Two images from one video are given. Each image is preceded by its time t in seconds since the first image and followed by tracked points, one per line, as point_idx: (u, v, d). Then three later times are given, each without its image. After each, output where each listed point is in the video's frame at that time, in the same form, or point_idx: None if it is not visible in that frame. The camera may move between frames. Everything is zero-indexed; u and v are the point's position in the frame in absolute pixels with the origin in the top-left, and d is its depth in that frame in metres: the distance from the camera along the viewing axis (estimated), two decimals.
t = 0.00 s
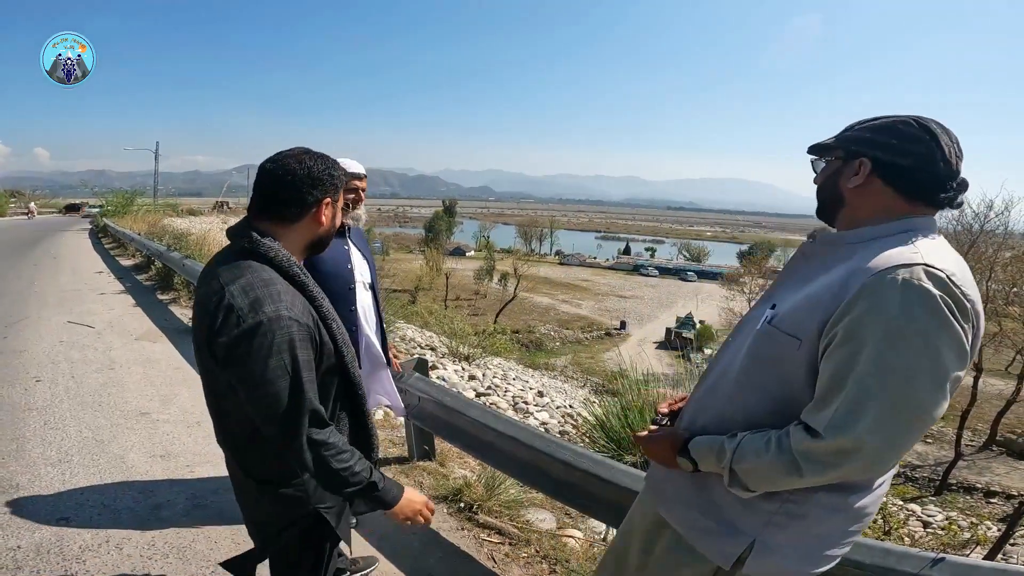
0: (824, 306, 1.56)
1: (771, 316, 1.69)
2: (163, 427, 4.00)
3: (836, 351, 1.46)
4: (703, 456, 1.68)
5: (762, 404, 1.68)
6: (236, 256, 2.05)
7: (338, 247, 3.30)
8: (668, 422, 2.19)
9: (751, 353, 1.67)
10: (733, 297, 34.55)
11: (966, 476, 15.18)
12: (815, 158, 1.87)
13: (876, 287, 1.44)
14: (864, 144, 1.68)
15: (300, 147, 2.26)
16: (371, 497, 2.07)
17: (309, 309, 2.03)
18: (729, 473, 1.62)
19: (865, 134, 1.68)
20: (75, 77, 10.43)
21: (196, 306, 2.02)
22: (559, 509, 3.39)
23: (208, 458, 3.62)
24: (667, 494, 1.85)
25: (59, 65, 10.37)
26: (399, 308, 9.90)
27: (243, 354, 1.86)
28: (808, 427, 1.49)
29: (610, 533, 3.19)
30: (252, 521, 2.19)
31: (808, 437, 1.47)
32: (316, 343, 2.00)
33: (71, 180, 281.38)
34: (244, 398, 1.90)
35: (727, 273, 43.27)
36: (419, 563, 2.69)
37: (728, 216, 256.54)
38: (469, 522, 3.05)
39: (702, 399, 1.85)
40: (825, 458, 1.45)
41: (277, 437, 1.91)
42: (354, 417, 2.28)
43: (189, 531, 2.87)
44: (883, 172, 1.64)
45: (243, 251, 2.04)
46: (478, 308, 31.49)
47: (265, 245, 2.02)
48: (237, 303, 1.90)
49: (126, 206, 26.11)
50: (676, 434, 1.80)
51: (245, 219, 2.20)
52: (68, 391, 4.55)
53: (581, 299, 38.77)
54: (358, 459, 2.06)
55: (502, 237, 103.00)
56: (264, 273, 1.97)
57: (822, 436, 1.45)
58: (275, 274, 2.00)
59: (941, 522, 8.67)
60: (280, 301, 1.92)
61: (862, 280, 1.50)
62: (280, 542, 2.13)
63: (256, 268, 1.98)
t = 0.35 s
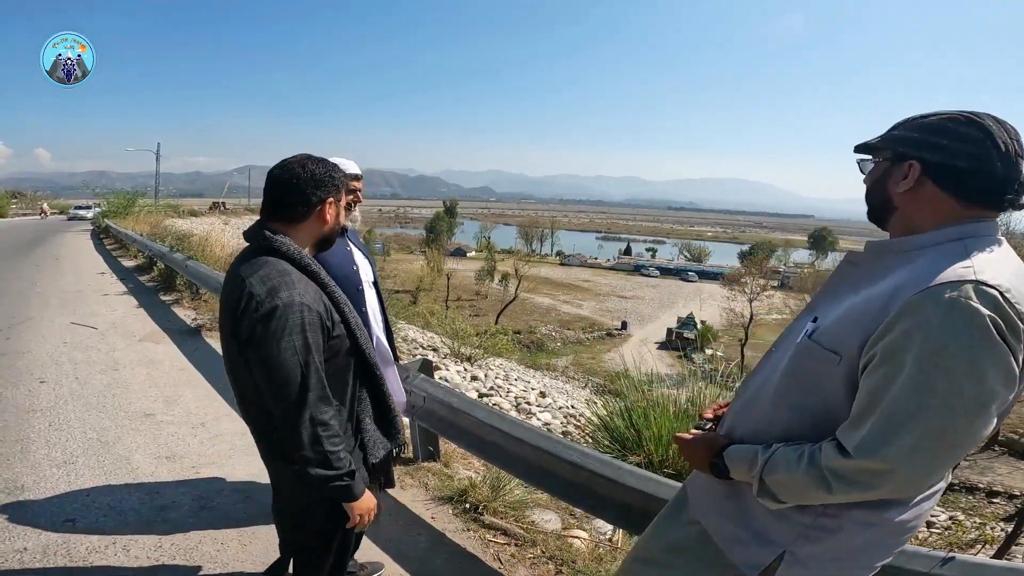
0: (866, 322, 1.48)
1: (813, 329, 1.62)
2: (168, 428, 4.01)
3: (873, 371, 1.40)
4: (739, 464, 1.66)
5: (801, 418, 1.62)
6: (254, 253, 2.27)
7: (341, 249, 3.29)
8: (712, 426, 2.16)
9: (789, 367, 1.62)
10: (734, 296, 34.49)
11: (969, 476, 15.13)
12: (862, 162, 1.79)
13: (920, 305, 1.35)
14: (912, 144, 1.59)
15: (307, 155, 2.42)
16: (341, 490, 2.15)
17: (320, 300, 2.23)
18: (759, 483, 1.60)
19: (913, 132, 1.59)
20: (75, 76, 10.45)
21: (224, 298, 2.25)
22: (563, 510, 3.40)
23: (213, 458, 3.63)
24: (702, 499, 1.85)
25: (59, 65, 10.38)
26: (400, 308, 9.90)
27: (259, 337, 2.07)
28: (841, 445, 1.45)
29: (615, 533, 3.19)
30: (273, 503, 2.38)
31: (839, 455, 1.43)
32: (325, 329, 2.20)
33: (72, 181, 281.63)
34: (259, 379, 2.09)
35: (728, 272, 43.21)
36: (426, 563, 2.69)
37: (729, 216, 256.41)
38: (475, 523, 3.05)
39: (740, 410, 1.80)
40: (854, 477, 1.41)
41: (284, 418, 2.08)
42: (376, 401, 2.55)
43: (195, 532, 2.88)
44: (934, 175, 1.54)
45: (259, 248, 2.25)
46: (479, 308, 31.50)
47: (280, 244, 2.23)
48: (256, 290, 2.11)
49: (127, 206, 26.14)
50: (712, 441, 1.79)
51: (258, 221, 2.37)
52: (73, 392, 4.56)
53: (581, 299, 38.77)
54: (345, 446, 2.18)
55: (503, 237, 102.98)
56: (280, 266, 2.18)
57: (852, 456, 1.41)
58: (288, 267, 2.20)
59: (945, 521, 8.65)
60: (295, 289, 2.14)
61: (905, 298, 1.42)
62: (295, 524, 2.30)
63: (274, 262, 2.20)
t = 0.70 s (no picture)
0: (893, 321, 1.47)
1: (836, 327, 1.61)
2: (169, 429, 4.01)
3: (902, 370, 1.39)
4: (756, 464, 1.65)
5: (822, 418, 1.61)
6: (280, 247, 2.40)
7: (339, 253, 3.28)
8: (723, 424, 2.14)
9: (811, 366, 1.61)
10: (734, 296, 34.48)
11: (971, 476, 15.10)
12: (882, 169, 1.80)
13: (954, 307, 1.34)
14: (930, 148, 1.59)
15: (329, 161, 2.58)
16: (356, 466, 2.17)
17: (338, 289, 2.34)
18: (778, 482, 1.59)
19: (932, 136, 1.59)
20: (75, 76, 10.45)
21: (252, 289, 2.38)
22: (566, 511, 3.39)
23: (216, 460, 3.63)
24: (709, 496, 1.85)
25: (59, 64, 10.38)
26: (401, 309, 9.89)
27: (280, 319, 2.17)
28: (869, 444, 1.44)
29: (618, 535, 3.19)
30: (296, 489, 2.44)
31: (867, 455, 1.43)
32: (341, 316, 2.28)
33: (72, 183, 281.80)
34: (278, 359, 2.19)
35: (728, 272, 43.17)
36: (429, 565, 2.69)
37: (729, 216, 256.42)
38: (478, 524, 3.05)
39: (756, 407, 1.79)
40: (882, 475, 1.41)
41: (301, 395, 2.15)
42: (388, 392, 2.60)
43: (199, 535, 2.89)
44: (954, 178, 1.54)
45: (284, 244, 2.38)
46: (479, 309, 31.52)
47: (304, 239, 2.34)
48: (280, 277, 2.24)
49: (127, 208, 26.09)
50: (726, 439, 1.77)
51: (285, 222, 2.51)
52: (74, 394, 4.56)
53: (581, 299, 38.77)
54: (357, 425, 2.23)
55: (503, 238, 102.96)
56: (303, 257, 2.31)
57: (881, 455, 1.40)
58: (310, 258, 2.32)
59: (946, 520, 8.62)
60: (315, 277, 2.26)
61: (934, 298, 1.41)
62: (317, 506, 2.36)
63: (296, 254, 2.32)
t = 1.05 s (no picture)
0: (893, 322, 1.48)
1: (836, 327, 1.62)
2: (169, 431, 4.01)
3: (896, 371, 1.40)
4: (753, 459, 1.65)
5: (818, 418, 1.62)
6: (295, 248, 2.44)
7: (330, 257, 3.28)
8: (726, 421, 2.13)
9: (809, 366, 1.62)
10: (732, 297, 34.51)
11: (970, 477, 15.11)
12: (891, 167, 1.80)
13: (951, 310, 1.34)
14: (943, 149, 1.58)
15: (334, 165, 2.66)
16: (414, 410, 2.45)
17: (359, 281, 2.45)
18: (771, 479, 1.60)
19: (947, 136, 1.59)
20: (75, 76, 10.44)
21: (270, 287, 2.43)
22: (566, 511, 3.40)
23: (215, 462, 3.63)
24: (710, 492, 1.85)
25: (59, 65, 10.37)
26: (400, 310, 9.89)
27: (314, 310, 2.24)
28: (861, 444, 1.45)
29: (618, 536, 3.20)
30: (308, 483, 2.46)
31: (858, 455, 1.44)
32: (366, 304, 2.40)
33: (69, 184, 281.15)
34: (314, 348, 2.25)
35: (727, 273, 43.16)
36: (429, 566, 2.69)
37: (727, 217, 256.69)
38: (478, 526, 3.05)
39: (754, 405, 1.80)
40: (872, 475, 1.42)
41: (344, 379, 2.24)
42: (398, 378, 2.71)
43: (198, 536, 2.89)
44: (966, 181, 1.54)
45: (300, 244, 2.43)
46: (478, 310, 31.48)
47: (323, 237, 2.42)
48: (305, 271, 2.30)
49: (125, 209, 26.03)
50: (725, 435, 1.78)
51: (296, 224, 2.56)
52: (73, 395, 4.56)
53: (580, 300, 38.75)
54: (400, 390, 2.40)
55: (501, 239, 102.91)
56: (324, 254, 2.38)
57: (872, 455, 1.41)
58: (330, 255, 2.40)
59: (945, 521, 8.63)
60: (340, 271, 2.36)
61: (935, 301, 1.42)
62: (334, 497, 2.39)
63: (317, 250, 2.39)
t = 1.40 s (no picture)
0: (905, 328, 1.47)
1: (843, 331, 1.60)
2: (165, 433, 3.99)
3: (911, 378, 1.38)
4: (754, 460, 1.64)
5: (821, 421, 1.61)
6: (323, 254, 2.39)
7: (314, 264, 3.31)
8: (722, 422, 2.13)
9: (815, 370, 1.60)
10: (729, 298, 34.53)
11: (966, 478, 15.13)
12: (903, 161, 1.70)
13: (969, 319, 1.33)
14: (987, 151, 1.50)
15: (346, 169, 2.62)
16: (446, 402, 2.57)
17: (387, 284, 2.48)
18: (773, 482, 1.58)
19: (990, 138, 1.51)
20: (75, 76, 10.40)
21: (296, 297, 2.34)
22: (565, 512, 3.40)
23: (212, 464, 3.61)
24: (708, 492, 1.83)
25: (59, 64, 10.33)
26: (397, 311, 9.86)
27: (365, 320, 2.23)
28: (868, 450, 1.44)
29: (617, 537, 3.19)
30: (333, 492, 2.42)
31: (866, 461, 1.42)
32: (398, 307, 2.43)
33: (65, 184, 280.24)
34: (365, 357, 2.25)
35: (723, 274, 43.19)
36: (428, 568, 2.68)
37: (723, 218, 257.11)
38: (477, 528, 3.04)
39: (755, 406, 1.79)
40: (880, 482, 1.41)
41: (400, 384, 2.29)
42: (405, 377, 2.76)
43: (195, 538, 2.87)
44: (1009, 190, 1.49)
45: (328, 250, 2.39)
46: (475, 311, 31.44)
47: (351, 243, 2.41)
48: (347, 280, 2.27)
49: (120, 209, 25.89)
50: (724, 436, 1.77)
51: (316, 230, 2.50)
52: (67, 397, 4.53)
53: (577, 301, 38.73)
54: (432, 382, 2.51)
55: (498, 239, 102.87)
56: (358, 260, 2.37)
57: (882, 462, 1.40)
58: (361, 261, 2.40)
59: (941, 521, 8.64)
60: (376, 277, 2.37)
61: (951, 309, 1.40)
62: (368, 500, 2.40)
63: (346, 257, 2.37)
